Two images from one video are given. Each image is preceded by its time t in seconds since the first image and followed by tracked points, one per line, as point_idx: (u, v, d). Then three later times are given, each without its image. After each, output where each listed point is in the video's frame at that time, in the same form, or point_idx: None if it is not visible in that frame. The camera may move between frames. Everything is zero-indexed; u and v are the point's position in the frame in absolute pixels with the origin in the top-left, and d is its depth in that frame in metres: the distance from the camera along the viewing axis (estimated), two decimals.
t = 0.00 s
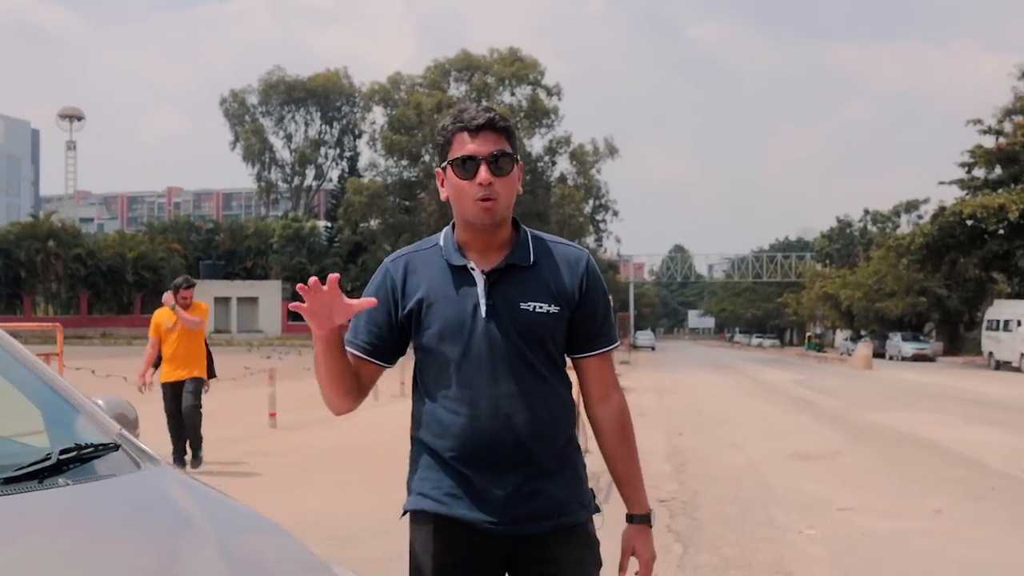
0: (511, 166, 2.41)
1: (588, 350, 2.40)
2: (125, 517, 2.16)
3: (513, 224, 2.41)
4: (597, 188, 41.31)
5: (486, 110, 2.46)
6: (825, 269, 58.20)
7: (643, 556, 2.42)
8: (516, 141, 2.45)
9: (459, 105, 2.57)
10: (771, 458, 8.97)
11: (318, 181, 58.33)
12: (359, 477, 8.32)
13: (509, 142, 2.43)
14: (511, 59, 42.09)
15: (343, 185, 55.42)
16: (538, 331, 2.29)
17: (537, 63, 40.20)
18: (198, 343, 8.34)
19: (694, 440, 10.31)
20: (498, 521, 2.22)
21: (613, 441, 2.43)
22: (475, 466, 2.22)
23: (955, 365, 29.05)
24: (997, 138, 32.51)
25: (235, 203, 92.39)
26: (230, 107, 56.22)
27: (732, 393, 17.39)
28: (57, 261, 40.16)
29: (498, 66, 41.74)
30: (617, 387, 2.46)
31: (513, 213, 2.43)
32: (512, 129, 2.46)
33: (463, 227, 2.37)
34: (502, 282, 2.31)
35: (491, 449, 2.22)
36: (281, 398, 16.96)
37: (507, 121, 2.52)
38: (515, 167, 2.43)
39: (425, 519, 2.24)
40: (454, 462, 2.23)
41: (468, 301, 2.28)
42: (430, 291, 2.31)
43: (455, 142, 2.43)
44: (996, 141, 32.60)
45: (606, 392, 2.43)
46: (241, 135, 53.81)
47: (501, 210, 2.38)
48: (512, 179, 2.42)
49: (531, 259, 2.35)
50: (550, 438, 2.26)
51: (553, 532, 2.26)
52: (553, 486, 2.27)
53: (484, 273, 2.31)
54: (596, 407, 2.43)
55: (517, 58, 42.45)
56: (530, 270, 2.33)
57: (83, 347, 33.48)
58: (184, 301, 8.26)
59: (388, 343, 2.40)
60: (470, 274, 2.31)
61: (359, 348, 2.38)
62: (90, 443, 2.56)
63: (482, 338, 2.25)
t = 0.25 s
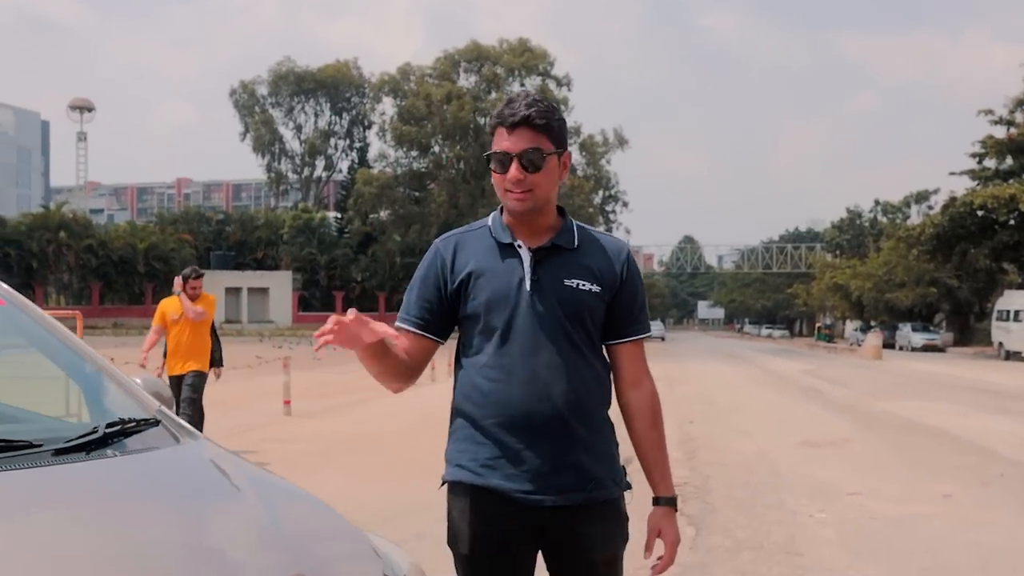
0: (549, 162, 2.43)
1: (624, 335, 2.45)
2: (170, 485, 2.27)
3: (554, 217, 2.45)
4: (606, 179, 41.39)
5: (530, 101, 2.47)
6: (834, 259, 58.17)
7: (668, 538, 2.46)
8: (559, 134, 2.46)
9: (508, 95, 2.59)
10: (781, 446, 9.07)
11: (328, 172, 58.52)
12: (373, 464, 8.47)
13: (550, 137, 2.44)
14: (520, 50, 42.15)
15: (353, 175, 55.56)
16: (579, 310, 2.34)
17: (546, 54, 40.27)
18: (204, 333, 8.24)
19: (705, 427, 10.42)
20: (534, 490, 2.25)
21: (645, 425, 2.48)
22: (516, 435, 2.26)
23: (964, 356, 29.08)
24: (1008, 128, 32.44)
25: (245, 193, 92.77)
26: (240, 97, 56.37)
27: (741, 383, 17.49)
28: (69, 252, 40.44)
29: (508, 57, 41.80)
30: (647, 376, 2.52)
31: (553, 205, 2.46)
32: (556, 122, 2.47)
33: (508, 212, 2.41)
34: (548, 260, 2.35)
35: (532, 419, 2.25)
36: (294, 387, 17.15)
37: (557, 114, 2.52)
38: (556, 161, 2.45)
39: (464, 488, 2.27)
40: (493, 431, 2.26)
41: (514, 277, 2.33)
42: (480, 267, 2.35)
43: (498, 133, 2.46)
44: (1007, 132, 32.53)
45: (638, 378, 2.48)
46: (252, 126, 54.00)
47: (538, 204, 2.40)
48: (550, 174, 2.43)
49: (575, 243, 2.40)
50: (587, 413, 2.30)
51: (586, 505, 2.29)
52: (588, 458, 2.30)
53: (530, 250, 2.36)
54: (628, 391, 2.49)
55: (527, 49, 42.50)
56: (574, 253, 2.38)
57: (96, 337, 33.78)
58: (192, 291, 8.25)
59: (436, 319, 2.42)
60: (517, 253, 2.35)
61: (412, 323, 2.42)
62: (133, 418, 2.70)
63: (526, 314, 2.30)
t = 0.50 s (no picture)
0: (580, 151, 2.46)
1: (660, 312, 2.50)
2: (216, 457, 2.37)
3: (590, 200, 2.49)
4: (613, 168, 41.45)
5: (563, 94, 2.51)
6: (841, 249, 58.13)
7: (709, 505, 2.52)
8: (591, 122, 2.50)
9: (543, 87, 2.63)
10: (789, 432, 9.19)
11: (335, 161, 58.67)
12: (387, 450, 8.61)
13: (581, 125, 2.48)
14: (528, 40, 42.17)
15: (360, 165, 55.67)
16: (617, 289, 2.39)
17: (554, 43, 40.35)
18: (207, 315, 8.31)
19: (713, 414, 10.54)
20: (570, 462, 2.30)
21: (684, 398, 2.52)
22: (552, 411, 2.32)
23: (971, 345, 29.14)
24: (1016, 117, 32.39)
25: (252, 183, 92.94)
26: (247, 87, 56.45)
27: (749, 371, 17.62)
28: (77, 241, 40.65)
29: (515, 46, 41.81)
30: (686, 352, 2.56)
31: (589, 188, 2.50)
32: (589, 112, 2.50)
33: (546, 198, 2.47)
34: (585, 244, 2.41)
35: (569, 396, 2.31)
36: (305, 375, 17.31)
37: (591, 104, 2.55)
38: (589, 147, 2.49)
39: (503, 459, 2.34)
40: (533, 406, 2.33)
41: (552, 260, 2.39)
42: (518, 251, 2.42)
43: (533, 125, 2.51)
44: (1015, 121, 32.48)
45: (676, 352, 2.53)
46: (259, 116, 54.08)
47: (573, 189, 2.44)
48: (583, 163, 2.47)
49: (613, 225, 2.45)
50: (623, 387, 2.35)
51: (621, 478, 2.33)
52: (624, 432, 2.34)
53: (568, 235, 2.42)
54: (666, 367, 2.54)
55: (534, 38, 42.52)
56: (610, 237, 2.43)
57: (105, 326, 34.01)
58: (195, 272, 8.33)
59: (479, 300, 2.51)
60: (556, 237, 2.41)
61: (460, 303, 2.51)
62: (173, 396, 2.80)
63: (564, 294, 2.36)
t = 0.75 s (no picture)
0: (609, 122, 2.61)
1: (682, 289, 2.61)
2: (256, 429, 2.43)
3: (617, 177, 2.62)
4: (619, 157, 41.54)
5: (589, 75, 2.68)
6: (848, 238, 58.12)
7: (736, 474, 2.63)
8: (617, 100, 2.66)
9: (567, 72, 2.80)
10: (797, 418, 9.32)
11: (342, 150, 58.75)
12: (399, 436, 8.77)
13: (608, 100, 2.63)
14: (534, 29, 42.21)
15: (366, 154, 55.77)
16: (639, 270, 2.51)
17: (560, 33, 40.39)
18: (203, 299, 8.42)
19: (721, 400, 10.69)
20: (595, 435, 2.43)
21: (709, 371, 2.63)
22: (579, 387, 2.45)
23: (977, 334, 29.22)
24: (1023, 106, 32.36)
25: (258, 173, 93.07)
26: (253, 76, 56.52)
27: (757, 359, 17.74)
28: (85, 231, 40.85)
29: (522, 36, 41.86)
30: (712, 327, 2.66)
31: (615, 167, 2.64)
32: (612, 90, 2.66)
33: (572, 177, 2.59)
34: (611, 225, 2.53)
35: (596, 372, 2.44)
36: (316, 363, 17.48)
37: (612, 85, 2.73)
38: (616, 123, 2.63)
39: (532, 433, 2.48)
40: (559, 383, 2.47)
41: (579, 241, 2.52)
42: (545, 234, 2.55)
43: (561, 104, 2.67)
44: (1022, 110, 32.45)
45: (700, 327, 2.63)
46: (266, 105, 54.17)
47: (604, 162, 2.58)
48: (612, 135, 2.62)
49: (637, 207, 2.57)
50: (646, 363, 2.47)
51: (647, 450, 2.45)
52: (647, 406, 2.47)
53: (593, 218, 2.54)
54: (691, 341, 2.64)
55: (540, 27, 42.54)
56: (634, 218, 2.55)
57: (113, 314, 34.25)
58: (189, 259, 8.44)
59: (508, 284, 2.64)
60: (582, 220, 2.54)
61: (487, 286, 2.64)
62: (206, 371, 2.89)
63: (590, 276, 2.48)
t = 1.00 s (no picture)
0: (617, 113, 2.65)
1: (689, 273, 2.67)
2: (272, 409, 2.51)
3: (623, 166, 2.68)
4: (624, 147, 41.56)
5: (595, 66, 2.71)
6: (853, 229, 58.05)
7: (738, 453, 2.70)
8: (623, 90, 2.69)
9: (576, 61, 2.82)
10: (801, 407, 9.40)
11: (347, 141, 58.79)
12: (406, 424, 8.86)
13: (616, 92, 2.67)
14: (539, 20, 42.16)
15: (372, 145, 55.82)
16: (645, 253, 2.57)
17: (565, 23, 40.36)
18: (192, 287, 8.11)
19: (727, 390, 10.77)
20: (603, 412, 2.50)
21: (714, 353, 2.70)
22: (587, 365, 2.52)
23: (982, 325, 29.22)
24: None
25: (264, 164, 93.16)
26: (258, 67, 56.56)
27: (762, 350, 17.81)
28: (92, 222, 40.98)
29: (527, 27, 41.83)
30: (716, 311, 2.72)
31: (623, 155, 2.69)
32: (619, 82, 2.70)
33: (582, 166, 2.65)
34: (617, 211, 2.60)
35: (603, 352, 2.51)
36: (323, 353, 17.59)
37: (616, 74, 2.76)
38: (623, 113, 2.67)
39: (542, 410, 2.56)
40: (568, 362, 2.54)
41: (587, 225, 2.60)
42: (553, 219, 2.63)
43: (569, 95, 2.70)
44: None
45: (706, 310, 2.68)
46: (271, 96, 54.22)
47: (612, 152, 2.64)
48: (619, 125, 2.66)
49: (643, 191, 2.64)
50: (651, 343, 2.54)
51: (652, 427, 2.53)
52: (653, 385, 2.53)
53: (602, 202, 2.61)
54: (697, 323, 2.69)
55: (546, 18, 42.50)
56: (640, 203, 2.62)
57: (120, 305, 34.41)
58: (175, 246, 8.12)
59: (519, 264, 2.72)
60: (590, 204, 2.61)
61: (501, 270, 2.71)
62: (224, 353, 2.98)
63: (598, 258, 2.56)
